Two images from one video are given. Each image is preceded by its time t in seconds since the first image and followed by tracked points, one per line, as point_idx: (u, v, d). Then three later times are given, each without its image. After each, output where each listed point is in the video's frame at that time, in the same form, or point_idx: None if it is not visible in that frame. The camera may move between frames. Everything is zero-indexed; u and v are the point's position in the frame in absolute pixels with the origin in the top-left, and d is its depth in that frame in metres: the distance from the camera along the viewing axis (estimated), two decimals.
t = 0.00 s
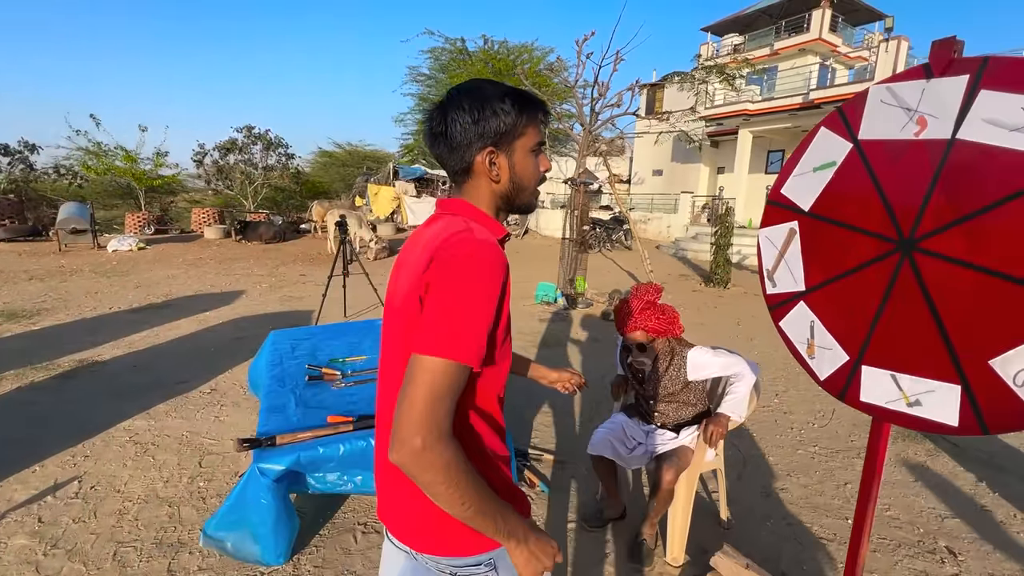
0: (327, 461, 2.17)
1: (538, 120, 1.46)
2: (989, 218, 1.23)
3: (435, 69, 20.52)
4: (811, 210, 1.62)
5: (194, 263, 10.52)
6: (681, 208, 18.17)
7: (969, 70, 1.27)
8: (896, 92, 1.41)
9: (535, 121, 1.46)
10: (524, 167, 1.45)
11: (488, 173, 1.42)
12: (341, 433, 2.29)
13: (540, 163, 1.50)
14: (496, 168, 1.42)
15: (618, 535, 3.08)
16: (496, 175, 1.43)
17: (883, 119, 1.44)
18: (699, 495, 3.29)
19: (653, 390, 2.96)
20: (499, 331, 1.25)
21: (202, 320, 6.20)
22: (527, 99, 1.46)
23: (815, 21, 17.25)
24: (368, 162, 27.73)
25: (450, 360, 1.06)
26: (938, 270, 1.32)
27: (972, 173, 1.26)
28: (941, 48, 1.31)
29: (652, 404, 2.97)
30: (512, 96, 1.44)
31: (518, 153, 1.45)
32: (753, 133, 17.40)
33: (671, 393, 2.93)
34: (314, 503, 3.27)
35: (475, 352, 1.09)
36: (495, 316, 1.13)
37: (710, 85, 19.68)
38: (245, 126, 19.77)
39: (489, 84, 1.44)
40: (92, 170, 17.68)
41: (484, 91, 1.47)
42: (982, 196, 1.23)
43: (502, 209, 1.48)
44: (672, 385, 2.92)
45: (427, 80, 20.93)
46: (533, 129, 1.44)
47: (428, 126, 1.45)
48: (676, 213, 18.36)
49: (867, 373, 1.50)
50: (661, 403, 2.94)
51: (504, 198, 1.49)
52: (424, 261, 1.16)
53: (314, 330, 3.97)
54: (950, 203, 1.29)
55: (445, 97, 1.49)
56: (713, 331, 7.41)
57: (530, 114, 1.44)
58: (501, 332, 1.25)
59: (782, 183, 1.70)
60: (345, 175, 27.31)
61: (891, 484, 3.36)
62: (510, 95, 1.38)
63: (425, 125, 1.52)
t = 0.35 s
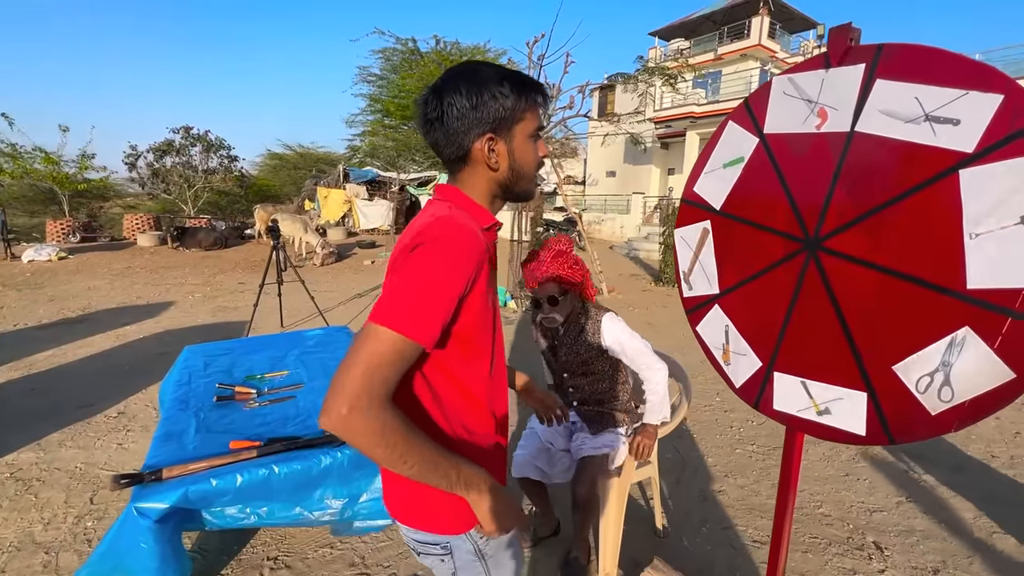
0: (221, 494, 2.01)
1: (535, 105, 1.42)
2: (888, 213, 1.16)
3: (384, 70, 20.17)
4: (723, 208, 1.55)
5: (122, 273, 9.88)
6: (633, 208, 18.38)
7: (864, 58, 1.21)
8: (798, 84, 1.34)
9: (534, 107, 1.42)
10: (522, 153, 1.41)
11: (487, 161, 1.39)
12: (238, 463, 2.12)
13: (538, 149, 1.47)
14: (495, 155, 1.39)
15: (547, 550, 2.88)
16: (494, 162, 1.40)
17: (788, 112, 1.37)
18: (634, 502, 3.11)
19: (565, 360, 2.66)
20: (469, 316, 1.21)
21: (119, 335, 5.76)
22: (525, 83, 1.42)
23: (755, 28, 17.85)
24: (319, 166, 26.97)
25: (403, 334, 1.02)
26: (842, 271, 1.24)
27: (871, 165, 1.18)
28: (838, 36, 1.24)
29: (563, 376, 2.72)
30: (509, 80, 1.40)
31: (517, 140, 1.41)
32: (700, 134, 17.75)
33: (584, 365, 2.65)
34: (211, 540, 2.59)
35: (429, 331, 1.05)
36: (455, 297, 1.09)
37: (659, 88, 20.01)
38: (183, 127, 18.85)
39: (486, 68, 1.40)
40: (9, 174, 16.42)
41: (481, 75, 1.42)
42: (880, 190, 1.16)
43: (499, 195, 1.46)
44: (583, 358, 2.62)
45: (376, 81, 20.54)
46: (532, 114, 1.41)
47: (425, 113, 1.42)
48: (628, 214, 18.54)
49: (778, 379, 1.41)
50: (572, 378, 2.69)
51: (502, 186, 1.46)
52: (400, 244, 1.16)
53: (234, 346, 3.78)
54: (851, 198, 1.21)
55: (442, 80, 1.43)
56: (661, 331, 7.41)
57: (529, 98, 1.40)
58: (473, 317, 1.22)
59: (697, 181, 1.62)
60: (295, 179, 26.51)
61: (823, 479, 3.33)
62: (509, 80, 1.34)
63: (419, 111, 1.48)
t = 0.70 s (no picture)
0: (163, 518, 1.94)
1: (530, 124, 1.42)
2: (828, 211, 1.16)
3: (349, 72, 19.81)
4: (674, 209, 1.54)
5: (72, 284, 9.45)
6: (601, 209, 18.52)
7: (802, 57, 1.21)
8: (741, 83, 1.35)
9: (526, 125, 1.40)
10: (505, 166, 1.41)
11: (466, 163, 1.39)
12: (181, 485, 2.04)
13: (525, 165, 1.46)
14: (476, 161, 1.39)
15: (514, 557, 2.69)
16: (473, 167, 1.39)
17: (732, 111, 1.37)
18: (602, 504, 3.01)
19: (515, 307, 2.35)
20: (418, 315, 1.25)
21: (66, 350, 5.48)
22: (524, 99, 1.42)
23: (715, 32, 18.23)
24: (284, 169, 26.36)
25: (338, 330, 1.08)
26: (787, 271, 1.24)
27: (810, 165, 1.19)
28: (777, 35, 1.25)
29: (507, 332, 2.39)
30: (509, 93, 1.40)
31: (503, 151, 1.40)
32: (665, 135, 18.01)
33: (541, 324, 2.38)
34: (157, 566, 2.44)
35: (367, 326, 1.09)
36: (392, 296, 1.13)
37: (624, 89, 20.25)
38: (138, 130, 18.19)
39: (490, 75, 1.41)
40: None
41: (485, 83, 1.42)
42: (817, 189, 1.17)
43: (477, 203, 1.45)
44: (540, 320, 2.36)
45: (341, 83, 20.21)
46: (522, 131, 1.39)
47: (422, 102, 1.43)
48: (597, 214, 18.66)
49: (731, 380, 1.41)
50: (521, 334, 2.36)
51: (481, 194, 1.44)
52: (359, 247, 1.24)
53: (186, 359, 3.63)
54: (793, 199, 1.22)
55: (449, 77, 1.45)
56: (630, 331, 7.44)
57: (524, 114, 1.40)
58: (422, 316, 1.25)
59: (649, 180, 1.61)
60: (260, 183, 25.90)
61: (785, 473, 3.37)
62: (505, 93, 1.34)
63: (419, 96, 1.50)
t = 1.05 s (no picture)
0: (142, 532, 1.91)
1: (529, 134, 1.45)
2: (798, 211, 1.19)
3: (329, 77, 19.67)
4: (652, 210, 1.56)
5: (43, 296, 9.21)
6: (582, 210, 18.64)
7: (771, 61, 1.25)
8: (713, 86, 1.38)
9: (524, 137, 1.43)
10: (511, 174, 1.43)
11: (478, 175, 1.39)
12: (160, 497, 2.01)
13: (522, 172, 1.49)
14: (489, 173, 1.39)
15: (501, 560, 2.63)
16: (485, 179, 1.40)
17: (705, 114, 1.40)
18: (588, 503, 2.99)
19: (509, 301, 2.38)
20: (427, 307, 1.32)
21: (37, 363, 5.33)
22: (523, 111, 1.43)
23: (692, 35, 18.48)
24: (263, 175, 26.02)
25: (349, 321, 1.17)
26: (760, 268, 1.27)
27: (778, 165, 1.22)
28: (747, 40, 1.28)
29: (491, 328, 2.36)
30: (512, 109, 1.41)
31: (508, 164, 1.42)
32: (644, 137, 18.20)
33: (522, 324, 2.41)
34: None
35: (375, 318, 1.18)
36: (398, 290, 1.21)
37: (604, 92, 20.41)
38: (110, 137, 17.82)
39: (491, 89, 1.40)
40: None
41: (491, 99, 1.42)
42: (788, 188, 1.20)
43: (482, 207, 1.47)
44: (523, 320, 2.39)
45: (320, 87, 20.04)
46: (522, 144, 1.41)
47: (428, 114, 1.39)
48: (580, 216, 18.77)
49: (709, 376, 1.44)
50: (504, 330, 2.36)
51: (488, 202, 1.46)
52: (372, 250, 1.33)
53: (163, 370, 3.56)
54: (764, 198, 1.25)
55: (461, 91, 1.42)
56: (614, 331, 7.48)
57: (526, 126, 1.42)
58: (431, 308, 1.32)
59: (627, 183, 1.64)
60: (239, 189, 25.56)
61: (767, 467, 3.43)
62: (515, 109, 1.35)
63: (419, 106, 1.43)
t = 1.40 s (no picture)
0: (123, 545, 1.88)
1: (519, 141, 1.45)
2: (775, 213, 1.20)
3: (320, 82, 19.63)
4: (635, 215, 1.56)
5: (29, 305, 9.10)
6: (574, 214, 18.69)
7: (746, 67, 1.26)
8: (691, 92, 1.39)
9: (516, 142, 1.42)
10: (502, 179, 1.43)
11: (470, 179, 1.39)
12: (142, 509, 1.99)
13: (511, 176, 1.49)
14: (480, 176, 1.39)
15: (489, 567, 2.58)
16: (476, 182, 1.40)
17: (684, 119, 1.41)
18: (578, 508, 2.96)
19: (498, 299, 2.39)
20: (420, 307, 1.32)
21: (22, 374, 5.26)
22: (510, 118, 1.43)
23: (682, 40, 18.62)
24: (255, 181, 25.89)
25: (345, 319, 1.17)
26: (742, 271, 1.27)
27: (757, 169, 1.23)
28: (723, 47, 1.29)
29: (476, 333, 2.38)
30: (501, 117, 1.41)
31: (498, 168, 1.41)
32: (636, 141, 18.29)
33: (507, 326, 2.41)
34: None
35: (370, 313, 1.17)
36: (393, 287, 1.21)
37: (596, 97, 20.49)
38: (99, 144, 17.68)
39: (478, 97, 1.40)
40: None
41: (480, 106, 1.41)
42: (767, 190, 1.20)
43: (475, 210, 1.46)
44: (509, 322, 2.39)
45: (312, 93, 19.98)
46: (512, 148, 1.41)
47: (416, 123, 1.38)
48: (572, 220, 18.81)
49: (693, 380, 1.44)
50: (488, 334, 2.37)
51: (481, 206, 1.45)
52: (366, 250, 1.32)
53: (148, 379, 3.52)
54: (743, 202, 1.25)
55: (452, 101, 1.42)
56: (607, 335, 7.49)
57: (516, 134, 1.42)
58: (425, 307, 1.32)
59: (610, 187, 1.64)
60: (230, 196, 25.44)
61: (756, 469, 3.43)
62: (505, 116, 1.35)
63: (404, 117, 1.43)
